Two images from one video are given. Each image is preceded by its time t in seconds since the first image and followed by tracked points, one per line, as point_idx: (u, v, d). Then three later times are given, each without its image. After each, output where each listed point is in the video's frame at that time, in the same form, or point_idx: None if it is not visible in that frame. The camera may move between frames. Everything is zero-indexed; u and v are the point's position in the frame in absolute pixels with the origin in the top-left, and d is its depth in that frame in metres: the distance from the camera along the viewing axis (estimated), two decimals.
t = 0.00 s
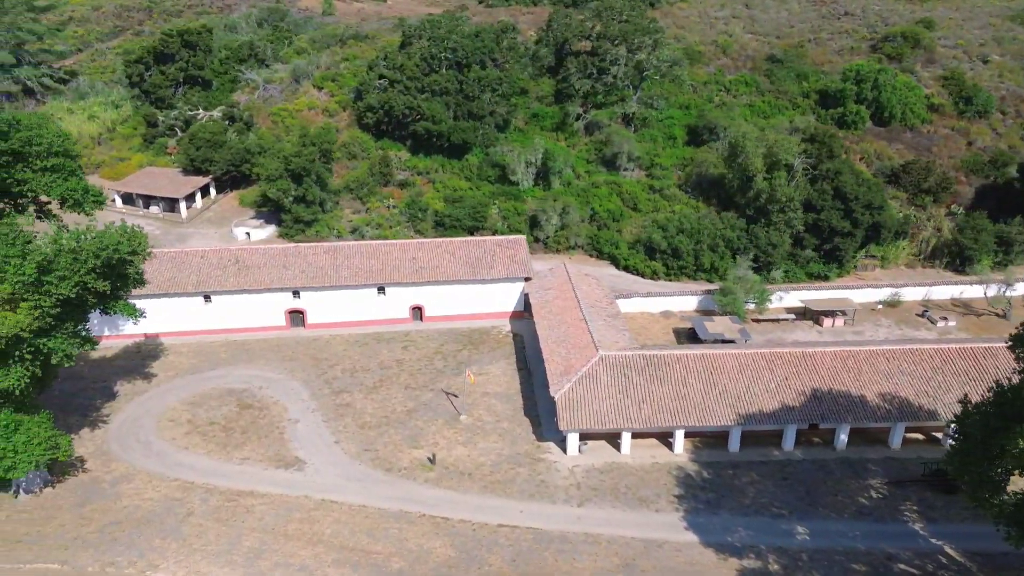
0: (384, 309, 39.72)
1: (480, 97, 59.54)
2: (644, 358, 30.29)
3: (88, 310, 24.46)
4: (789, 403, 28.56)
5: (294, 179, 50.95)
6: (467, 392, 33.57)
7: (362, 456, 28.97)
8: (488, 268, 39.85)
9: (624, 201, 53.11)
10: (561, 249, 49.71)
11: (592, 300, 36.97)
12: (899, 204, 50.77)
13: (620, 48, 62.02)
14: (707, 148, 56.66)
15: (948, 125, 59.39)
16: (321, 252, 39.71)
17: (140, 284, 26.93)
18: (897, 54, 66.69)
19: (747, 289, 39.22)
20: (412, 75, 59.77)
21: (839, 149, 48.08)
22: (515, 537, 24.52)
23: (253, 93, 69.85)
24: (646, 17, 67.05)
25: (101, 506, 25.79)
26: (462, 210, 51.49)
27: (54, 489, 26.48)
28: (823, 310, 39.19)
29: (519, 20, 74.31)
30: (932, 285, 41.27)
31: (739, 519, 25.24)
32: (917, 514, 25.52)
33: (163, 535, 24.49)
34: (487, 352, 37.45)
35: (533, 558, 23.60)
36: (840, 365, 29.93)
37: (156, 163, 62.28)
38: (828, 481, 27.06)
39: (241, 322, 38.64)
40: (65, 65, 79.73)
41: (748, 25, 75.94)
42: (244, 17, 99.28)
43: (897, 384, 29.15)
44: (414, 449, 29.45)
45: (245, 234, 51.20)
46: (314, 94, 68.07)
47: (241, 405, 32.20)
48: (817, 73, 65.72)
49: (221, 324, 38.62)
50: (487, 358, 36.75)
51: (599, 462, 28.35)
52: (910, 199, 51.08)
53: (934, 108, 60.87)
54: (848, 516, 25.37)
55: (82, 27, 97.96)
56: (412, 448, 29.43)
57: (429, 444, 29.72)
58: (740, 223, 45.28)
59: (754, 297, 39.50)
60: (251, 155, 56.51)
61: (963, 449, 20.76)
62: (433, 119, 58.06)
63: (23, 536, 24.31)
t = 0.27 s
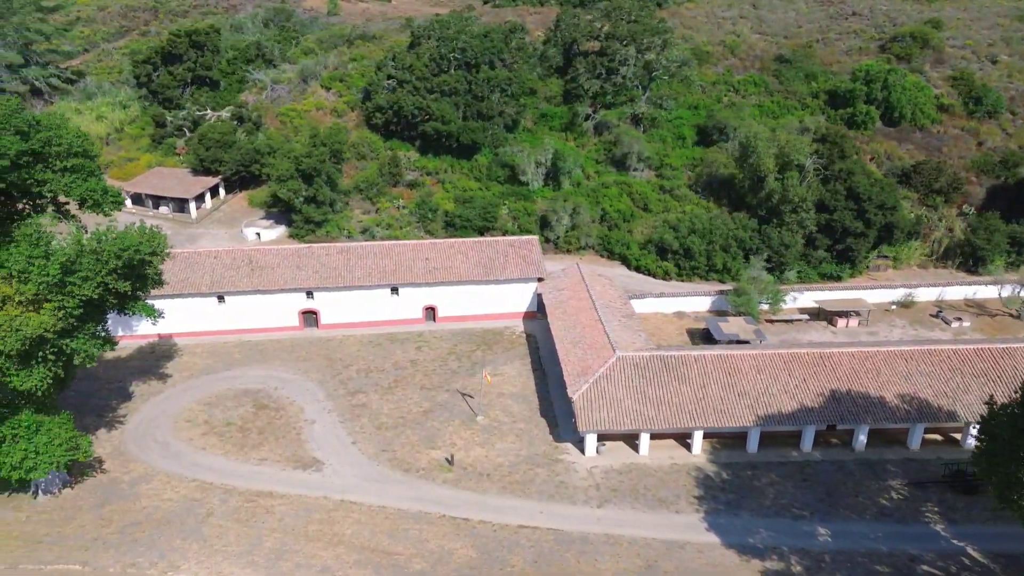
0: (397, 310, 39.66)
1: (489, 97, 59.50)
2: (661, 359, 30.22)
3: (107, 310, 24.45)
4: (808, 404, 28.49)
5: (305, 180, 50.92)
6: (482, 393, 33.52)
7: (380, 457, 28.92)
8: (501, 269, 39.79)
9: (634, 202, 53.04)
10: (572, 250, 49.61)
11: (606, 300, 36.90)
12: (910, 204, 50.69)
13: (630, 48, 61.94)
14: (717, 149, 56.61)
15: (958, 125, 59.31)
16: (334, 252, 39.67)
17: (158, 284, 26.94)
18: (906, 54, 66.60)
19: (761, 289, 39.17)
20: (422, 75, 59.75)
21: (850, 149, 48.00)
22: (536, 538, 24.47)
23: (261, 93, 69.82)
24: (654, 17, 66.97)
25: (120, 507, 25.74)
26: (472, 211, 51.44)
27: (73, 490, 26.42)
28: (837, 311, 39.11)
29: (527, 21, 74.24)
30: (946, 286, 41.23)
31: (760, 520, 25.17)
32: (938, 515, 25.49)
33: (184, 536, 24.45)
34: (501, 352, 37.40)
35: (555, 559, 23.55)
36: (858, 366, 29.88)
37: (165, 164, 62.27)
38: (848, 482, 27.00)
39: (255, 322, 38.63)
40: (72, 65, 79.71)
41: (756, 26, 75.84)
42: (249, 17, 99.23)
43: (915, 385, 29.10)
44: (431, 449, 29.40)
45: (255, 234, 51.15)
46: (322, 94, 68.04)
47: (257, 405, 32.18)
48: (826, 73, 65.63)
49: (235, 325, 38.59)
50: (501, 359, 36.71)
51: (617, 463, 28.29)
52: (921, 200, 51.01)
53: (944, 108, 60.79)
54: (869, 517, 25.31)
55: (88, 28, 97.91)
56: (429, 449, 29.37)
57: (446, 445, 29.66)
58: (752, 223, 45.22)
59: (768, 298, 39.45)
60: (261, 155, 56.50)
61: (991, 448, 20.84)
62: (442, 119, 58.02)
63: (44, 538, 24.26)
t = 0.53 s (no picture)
0: (410, 310, 39.61)
1: (499, 97, 59.44)
2: (679, 359, 30.15)
3: (128, 310, 24.41)
4: (827, 405, 28.43)
5: (315, 180, 50.89)
6: (498, 394, 33.46)
7: (398, 458, 28.88)
8: (514, 269, 39.72)
9: (645, 202, 52.96)
10: (583, 250, 49.45)
11: (620, 301, 36.83)
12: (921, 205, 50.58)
13: (639, 48, 61.84)
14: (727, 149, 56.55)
15: (968, 125, 59.23)
16: (347, 253, 39.62)
17: (178, 285, 26.86)
18: (915, 54, 66.50)
19: (775, 290, 39.12)
20: (431, 76, 59.70)
21: (862, 149, 47.91)
22: (557, 539, 24.45)
23: (269, 93, 69.78)
24: (663, 17, 66.88)
25: (140, 508, 25.71)
26: (483, 211, 51.37)
27: (92, 491, 26.40)
28: (851, 311, 39.03)
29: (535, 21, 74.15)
30: (960, 286, 41.19)
31: (781, 522, 25.12)
32: (959, 516, 25.45)
33: (205, 537, 24.43)
34: (515, 353, 37.35)
35: (577, 561, 23.53)
36: (876, 367, 29.81)
37: (174, 164, 62.23)
38: (868, 483, 26.95)
39: (268, 323, 38.60)
40: (79, 65, 79.66)
41: (764, 26, 75.73)
42: (255, 17, 99.15)
43: (934, 386, 29.02)
44: (449, 450, 29.35)
45: (266, 235, 51.11)
46: (330, 95, 67.97)
47: (273, 406, 32.16)
48: (835, 73, 65.51)
49: (248, 325, 38.58)
50: (515, 360, 36.66)
51: (636, 464, 28.24)
52: (932, 200, 50.91)
53: (954, 109, 60.71)
54: (890, 519, 25.28)
55: (94, 28, 97.84)
56: (447, 450, 29.33)
57: (464, 446, 29.62)
58: (764, 223, 45.16)
59: (781, 298, 39.40)
60: (270, 155, 56.46)
61: (1017, 449, 20.96)
62: (452, 119, 57.96)
63: (65, 539, 24.25)
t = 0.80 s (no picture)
0: (423, 311, 39.56)
1: (508, 97, 59.37)
2: (696, 360, 30.06)
3: (148, 310, 24.39)
4: (846, 406, 28.37)
5: (326, 180, 50.85)
6: (514, 395, 33.41)
7: (415, 459, 28.84)
8: (527, 269, 39.66)
9: (655, 202, 52.89)
10: (594, 250, 49.26)
11: (635, 301, 36.77)
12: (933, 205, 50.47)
13: (648, 48, 61.73)
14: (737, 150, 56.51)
15: (978, 126, 59.16)
16: (360, 253, 39.58)
17: (197, 285, 26.87)
18: (924, 54, 66.41)
19: (788, 290, 39.06)
20: (440, 76, 59.64)
21: (874, 149, 47.83)
22: (578, 540, 24.42)
23: (276, 93, 69.73)
24: (671, 17, 66.78)
25: (160, 509, 25.68)
26: (494, 211, 51.31)
27: (111, 492, 26.36)
28: (865, 312, 38.95)
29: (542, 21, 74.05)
30: (973, 287, 41.15)
31: (802, 523, 25.08)
32: (980, 518, 25.40)
33: (225, 538, 24.40)
34: (530, 353, 37.31)
35: (599, 562, 23.51)
36: (894, 368, 29.74)
37: (182, 164, 62.17)
38: (888, 485, 26.90)
39: (281, 323, 38.57)
40: (86, 65, 79.60)
41: (772, 25, 75.60)
42: (261, 16, 99.07)
43: (953, 387, 28.96)
44: (467, 451, 29.31)
45: (276, 235, 51.06)
46: (338, 95, 67.90)
47: (289, 406, 32.13)
48: (843, 73, 65.38)
49: (262, 326, 38.55)
50: (530, 360, 36.61)
51: (655, 465, 28.18)
52: (943, 200, 50.83)
53: (963, 109, 60.65)
54: (911, 520, 25.24)
55: (99, 28, 97.76)
56: (465, 451, 29.28)
57: (481, 447, 29.56)
58: (776, 223, 45.09)
59: (795, 299, 39.34)
60: (280, 155, 56.43)
61: None
62: (461, 119, 57.88)
63: (85, 540, 24.21)
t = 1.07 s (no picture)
0: (436, 311, 39.52)
1: (517, 97, 59.34)
2: (714, 361, 29.99)
3: (168, 311, 24.39)
4: (865, 407, 28.30)
5: (336, 180, 50.83)
6: (529, 395, 33.36)
7: (433, 459, 28.80)
8: (540, 270, 39.61)
9: (665, 202, 52.83)
10: (604, 250, 49.06)
11: (649, 301, 36.70)
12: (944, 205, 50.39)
13: (657, 48, 61.64)
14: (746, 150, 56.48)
15: (987, 126, 59.13)
16: (373, 253, 39.56)
17: (216, 286, 26.86)
18: (933, 53, 66.36)
19: (802, 290, 39.03)
20: (449, 76, 59.62)
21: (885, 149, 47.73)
22: (599, 541, 24.39)
23: (284, 93, 69.71)
24: (680, 17, 66.72)
25: (180, 510, 25.64)
26: (504, 211, 51.27)
27: (130, 492, 26.34)
28: (879, 312, 38.86)
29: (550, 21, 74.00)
30: (987, 287, 41.13)
31: (823, 524, 25.03)
32: (1002, 518, 25.36)
33: (246, 538, 24.37)
34: (544, 353, 37.27)
35: (621, 563, 23.47)
36: (912, 368, 29.68)
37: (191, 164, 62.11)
38: (908, 486, 26.86)
39: (294, 323, 38.55)
40: (92, 65, 79.54)
41: (779, 25, 75.51)
42: (267, 16, 99.04)
43: (972, 388, 28.90)
44: (484, 451, 29.27)
45: (286, 235, 51.01)
46: (346, 95, 67.86)
47: (305, 407, 32.11)
48: (852, 73, 65.28)
49: (275, 326, 38.52)
50: (544, 360, 36.58)
51: (673, 466, 28.14)
52: (954, 200, 50.76)
53: (973, 109, 60.63)
54: (933, 521, 25.19)
55: (105, 28, 97.71)
56: (482, 451, 29.23)
57: (498, 447, 29.51)
58: (789, 224, 45.03)
59: (809, 299, 39.30)
60: (289, 155, 56.40)
61: None
62: (470, 119, 57.85)
63: (106, 540, 24.18)
